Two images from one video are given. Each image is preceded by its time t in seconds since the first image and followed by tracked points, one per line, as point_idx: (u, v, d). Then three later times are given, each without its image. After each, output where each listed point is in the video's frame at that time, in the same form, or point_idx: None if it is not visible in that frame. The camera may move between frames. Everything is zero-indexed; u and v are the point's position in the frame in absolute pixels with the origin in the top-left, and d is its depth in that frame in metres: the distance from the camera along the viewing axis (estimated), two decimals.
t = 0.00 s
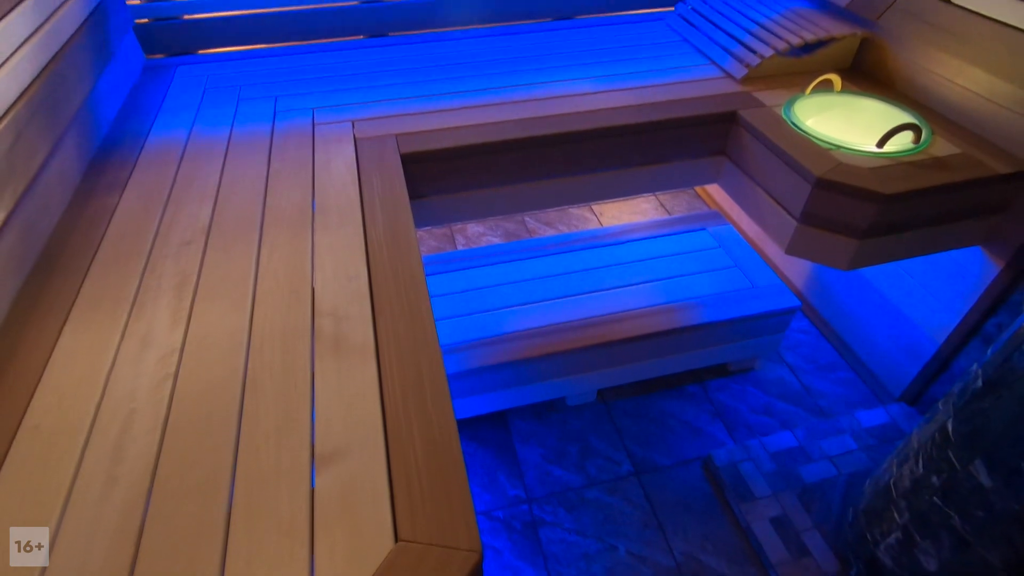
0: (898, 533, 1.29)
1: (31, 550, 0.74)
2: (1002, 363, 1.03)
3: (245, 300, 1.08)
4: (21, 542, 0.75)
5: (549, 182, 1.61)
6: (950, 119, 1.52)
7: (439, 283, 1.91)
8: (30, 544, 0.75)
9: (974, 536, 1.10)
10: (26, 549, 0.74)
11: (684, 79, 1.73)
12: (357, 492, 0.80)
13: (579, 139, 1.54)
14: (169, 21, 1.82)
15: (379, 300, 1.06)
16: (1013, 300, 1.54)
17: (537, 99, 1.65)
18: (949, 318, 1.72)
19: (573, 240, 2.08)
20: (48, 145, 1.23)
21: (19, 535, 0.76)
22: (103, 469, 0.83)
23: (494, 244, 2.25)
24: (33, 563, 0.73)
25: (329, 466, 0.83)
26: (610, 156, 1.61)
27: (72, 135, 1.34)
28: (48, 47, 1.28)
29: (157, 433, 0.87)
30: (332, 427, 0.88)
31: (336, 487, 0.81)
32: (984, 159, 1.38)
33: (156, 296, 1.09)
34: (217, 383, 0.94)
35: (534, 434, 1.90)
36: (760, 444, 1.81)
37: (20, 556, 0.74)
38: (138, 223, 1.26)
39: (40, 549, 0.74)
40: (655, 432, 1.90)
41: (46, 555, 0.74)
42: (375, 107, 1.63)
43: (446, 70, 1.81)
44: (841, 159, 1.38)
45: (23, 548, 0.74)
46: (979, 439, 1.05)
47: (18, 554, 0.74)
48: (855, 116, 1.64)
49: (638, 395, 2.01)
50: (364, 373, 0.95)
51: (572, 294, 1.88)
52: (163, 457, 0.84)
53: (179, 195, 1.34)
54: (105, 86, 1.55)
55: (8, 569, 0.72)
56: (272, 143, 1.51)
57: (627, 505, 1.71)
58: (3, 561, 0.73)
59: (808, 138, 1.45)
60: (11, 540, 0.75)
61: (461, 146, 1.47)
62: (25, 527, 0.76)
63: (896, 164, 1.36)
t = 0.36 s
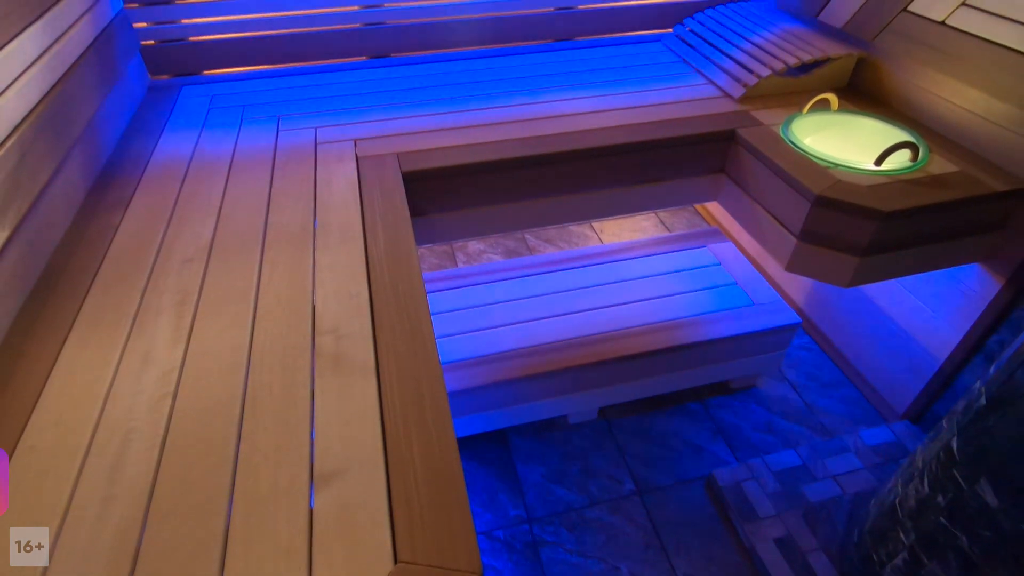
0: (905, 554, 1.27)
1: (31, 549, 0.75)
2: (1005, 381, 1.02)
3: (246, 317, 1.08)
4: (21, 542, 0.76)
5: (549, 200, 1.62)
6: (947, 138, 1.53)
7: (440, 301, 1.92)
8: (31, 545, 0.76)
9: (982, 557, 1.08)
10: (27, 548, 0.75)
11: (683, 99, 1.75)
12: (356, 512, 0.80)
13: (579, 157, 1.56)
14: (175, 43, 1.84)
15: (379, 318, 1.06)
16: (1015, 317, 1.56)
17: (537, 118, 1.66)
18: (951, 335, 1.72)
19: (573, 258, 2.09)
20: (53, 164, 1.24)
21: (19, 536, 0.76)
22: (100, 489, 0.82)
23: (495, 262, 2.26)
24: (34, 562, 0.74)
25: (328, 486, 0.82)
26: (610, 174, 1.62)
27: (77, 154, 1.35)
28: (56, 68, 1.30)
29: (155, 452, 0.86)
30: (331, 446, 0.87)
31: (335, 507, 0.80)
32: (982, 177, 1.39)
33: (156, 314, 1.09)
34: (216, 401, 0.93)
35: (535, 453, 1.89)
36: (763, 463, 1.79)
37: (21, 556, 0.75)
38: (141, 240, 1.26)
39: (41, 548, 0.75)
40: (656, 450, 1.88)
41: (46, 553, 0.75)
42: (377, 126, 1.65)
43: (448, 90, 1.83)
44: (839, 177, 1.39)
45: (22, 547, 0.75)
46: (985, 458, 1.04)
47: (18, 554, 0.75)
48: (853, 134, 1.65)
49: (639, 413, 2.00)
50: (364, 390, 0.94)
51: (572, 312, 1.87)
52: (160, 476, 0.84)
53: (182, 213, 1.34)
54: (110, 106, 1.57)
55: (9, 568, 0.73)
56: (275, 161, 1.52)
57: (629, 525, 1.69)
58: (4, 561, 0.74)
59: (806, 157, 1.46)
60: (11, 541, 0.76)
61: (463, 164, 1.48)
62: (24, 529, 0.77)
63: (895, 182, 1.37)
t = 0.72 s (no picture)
0: None
1: (31, 550, 0.76)
2: (1010, 399, 1.02)
3: (246, 335, 1.08)
4: (20, 542, 0.77)
5: (549, 218, 1.63)
6: (944, 156, 1.54)
7: (440, 319, 1.92)
8: (30, 545, 0.77)
9: None
10: (26, 548, 0.76)
11: (682, 117, 1.77)
12: (355, 533, 0.78)
13: (579, 175, 1.57)
14: (180, 64, 1.86)
15: (380, 336, 1.06)
16: (1016, 334, 1.54)
17: (537, 137, 1.68)
18: (953, 352, 1.71)
19: (574, 275, 2.09)
20: (58, 184, 1.25)
21: (18, 536, 0.77)
22: (97, 510, 0.81)
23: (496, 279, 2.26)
24: (34, 562, 0.75)
25: (327, 506, 0.81)
26: (610, 191, 1.63)
27: (81, 174, 1.36)
28: (63, 88, 1.32)
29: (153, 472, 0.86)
30: (331, 465, 0.86)
31: (333, 528, 0.79)
32: (980, 194, 1.40)
33: (157, 332, 1.09)
34: (215, 420, 0.93)
35: (536, 472, 1.87)
36: (767, 482, 1.78)
37: (23, 555, 0.76)
38: (143, 258, 1.27)
39: (40, 548, 0.76)
40: (659, 469, 1.87)
41: (47, 553, 0.76)
42: (379, 145, 1.66)
43: (449, 110, 1.85)
44: (838, 194, 1.39)
45: (23, 547, 0.76)
46: (991, 477, 1.03)
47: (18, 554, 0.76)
48: (851, 153, 1.66)
49: (641, 432, 1.99)
50: (364, 409, 0.94)
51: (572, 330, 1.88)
52: (158, 496, 0.83)
53: (184, 231, 1.35)
54: (114, 126, 1.58)
55: (8, 568, 0.74)
56: (277, 180, 1.53)
57: (631, 545, 1.66)
58: (3, 560, 0.75)
59: (805, 175, 1.47)
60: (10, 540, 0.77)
61: (463, 183, 1.49)
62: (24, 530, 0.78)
63: (893, 200, 1.38)
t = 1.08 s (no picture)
0: None
1: (31, 549, 0.78)
2: (1015, 417, 1.01)
3: (247, 353, 1.08)
4: (21, 542, 0.78)
5: (549, 235, 1.63)
6: (942, 173, 1.55)
7: (441, 337, 1.92)
8: (31, 545, 0.78)
9: None
10: (27, 548, 0.78)
11: (681, 136, 1.79)
12: (354, 553, 0.77)
13: (579, 193, 1.58)
14: (185, 84, 1.89)
15: (380, 354, 1.06)
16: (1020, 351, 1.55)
17: (538, 155, 1.69)
18: (956, 369, 1.70)
19: (574, 292, 2.10)
20: (62, 202, 1.26)
21: (19, 537, 0.79)
22: (94, 530, 0.80)
23: (497, 296, 2.26)
24: (35, 561, 0.77)
25: (325, 526, 0.81)
26: (610, 209, 1.64)
27: (84, 192, 1.37)
28: (69, 109, 1.34)
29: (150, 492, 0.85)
30: (329, 485, 0.86)
31: (331, 548, 0.78)
32: (979, 211, 1.40)
33: (157, 350, 1.09)
34: (214, 438, 0.92)
35: (538, 491, 1.85)
36: (771, 501, 1.75)
37: (24, 555, 0.77)
38: (145, 275, 1.27)
39: (41, 548, 0.78)
40: (661, 488, 1.85)
41: (47, 552, 0.78)
42: (381, 163, 1.67)
43: (450, 128, 1.87)
44: (837, 212, 1.40)
45: (23, 547, 0.78)
46: (998, 496, 1.02)
47: (19, 553, 0.77)
48: (849, 171, 1.67)
49: (643, 450, 1.97)
50: (364, 428, 0.93)
51: (573, 347, 1.87)
52: (155, 516, 0.82)
53: (186, 249, 1.35)
54: (119, 145, 1.60)
55: (9, 568, 0.75)
56: (280, 197, 1.54)
57: (635, 566, 1.64)
58: (4, 561, 0.76)
59: (804, 192, 1.48)
60: (11, 542, 0.78)
61: (465, 200, 1.50)
62: (25, 530, 0.79)
63: (893, 217, 1.38)
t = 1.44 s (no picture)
0: None
1: (31, 549, 0.79)
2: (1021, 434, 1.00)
3: (247, 370, 1.08)
4: (21, 542, 0.80)
5: (550, 252, 1.64)
6: (941, 191, 1.56)
7: (442, 354, 1.91)
8: (30, 545, 0.79)
9: None
10: (26, 548, 0.79)
11: (681, 154, 1.80)
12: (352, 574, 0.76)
13: (579, 210, 1.59)
14: (189, 103, 1.91)
15: (381, 371, 1.05)
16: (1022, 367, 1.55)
17: (538, 173, 1.70)
18: (959, 387, 1.69)
19: (575, 309, 2.10)
20: (65, 220, 1.26)
21: (19, 536, 0.80)
22: (90, 550, 0.79)
23: (498, 313, 2.26)
24: (34, 561, 0.78)
25: (324, 547, 0.80)
26: (611, 226, 1.65)
27: (87, 211, 1.38)
28: (74, 128, 1.36)
29: (148, 512, 0.84)
30: (328, 504, 0.85)
31: (330, 568, 0.77)
32: (978, 228, 1.41)
33: (157, 367, 1.08)
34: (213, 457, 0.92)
35: (539, 510, 1.83)
36: (775, 521, 1.73)
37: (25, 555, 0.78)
38: (147, 292, 1.28)
39: (40, 548, 0.79)
40: (664, 508, 1.82)
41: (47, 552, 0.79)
42: (382, 181, 1.68)
43: (452, 147, 1.89)
44: (837, 229, 1.41)
45: (23, 547, 0.79)
46: (1006, 515, 1.00)
47: (20, 553, 0.79)
48: (848, 188, 1.68)
49: (645, 468, 1.95)
50: (364, 446, 0.92)
51: (574, 365, 1.87)
52: (152, 536, 0.81)
53: (188, 266, 1.36)
54: (123, 164, 1.62)
55: (10, 567, 0.77)
56: (282, 215, 1.55)
57: None
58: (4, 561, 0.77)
59: (804, 210, 1.49)
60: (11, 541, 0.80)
61: (466, 218, 1.51)
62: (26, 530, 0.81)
63: (893, 234, 1.39)
